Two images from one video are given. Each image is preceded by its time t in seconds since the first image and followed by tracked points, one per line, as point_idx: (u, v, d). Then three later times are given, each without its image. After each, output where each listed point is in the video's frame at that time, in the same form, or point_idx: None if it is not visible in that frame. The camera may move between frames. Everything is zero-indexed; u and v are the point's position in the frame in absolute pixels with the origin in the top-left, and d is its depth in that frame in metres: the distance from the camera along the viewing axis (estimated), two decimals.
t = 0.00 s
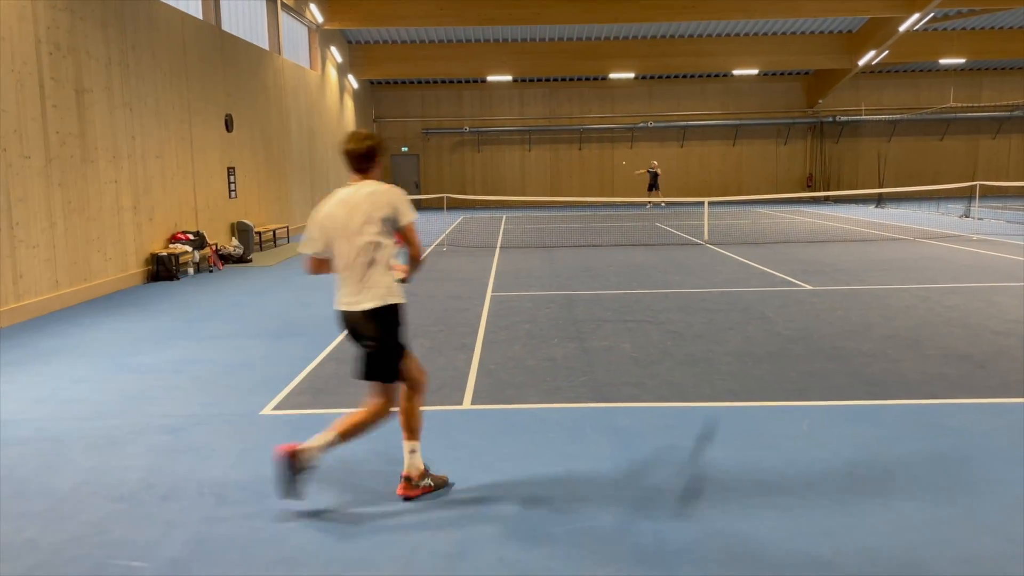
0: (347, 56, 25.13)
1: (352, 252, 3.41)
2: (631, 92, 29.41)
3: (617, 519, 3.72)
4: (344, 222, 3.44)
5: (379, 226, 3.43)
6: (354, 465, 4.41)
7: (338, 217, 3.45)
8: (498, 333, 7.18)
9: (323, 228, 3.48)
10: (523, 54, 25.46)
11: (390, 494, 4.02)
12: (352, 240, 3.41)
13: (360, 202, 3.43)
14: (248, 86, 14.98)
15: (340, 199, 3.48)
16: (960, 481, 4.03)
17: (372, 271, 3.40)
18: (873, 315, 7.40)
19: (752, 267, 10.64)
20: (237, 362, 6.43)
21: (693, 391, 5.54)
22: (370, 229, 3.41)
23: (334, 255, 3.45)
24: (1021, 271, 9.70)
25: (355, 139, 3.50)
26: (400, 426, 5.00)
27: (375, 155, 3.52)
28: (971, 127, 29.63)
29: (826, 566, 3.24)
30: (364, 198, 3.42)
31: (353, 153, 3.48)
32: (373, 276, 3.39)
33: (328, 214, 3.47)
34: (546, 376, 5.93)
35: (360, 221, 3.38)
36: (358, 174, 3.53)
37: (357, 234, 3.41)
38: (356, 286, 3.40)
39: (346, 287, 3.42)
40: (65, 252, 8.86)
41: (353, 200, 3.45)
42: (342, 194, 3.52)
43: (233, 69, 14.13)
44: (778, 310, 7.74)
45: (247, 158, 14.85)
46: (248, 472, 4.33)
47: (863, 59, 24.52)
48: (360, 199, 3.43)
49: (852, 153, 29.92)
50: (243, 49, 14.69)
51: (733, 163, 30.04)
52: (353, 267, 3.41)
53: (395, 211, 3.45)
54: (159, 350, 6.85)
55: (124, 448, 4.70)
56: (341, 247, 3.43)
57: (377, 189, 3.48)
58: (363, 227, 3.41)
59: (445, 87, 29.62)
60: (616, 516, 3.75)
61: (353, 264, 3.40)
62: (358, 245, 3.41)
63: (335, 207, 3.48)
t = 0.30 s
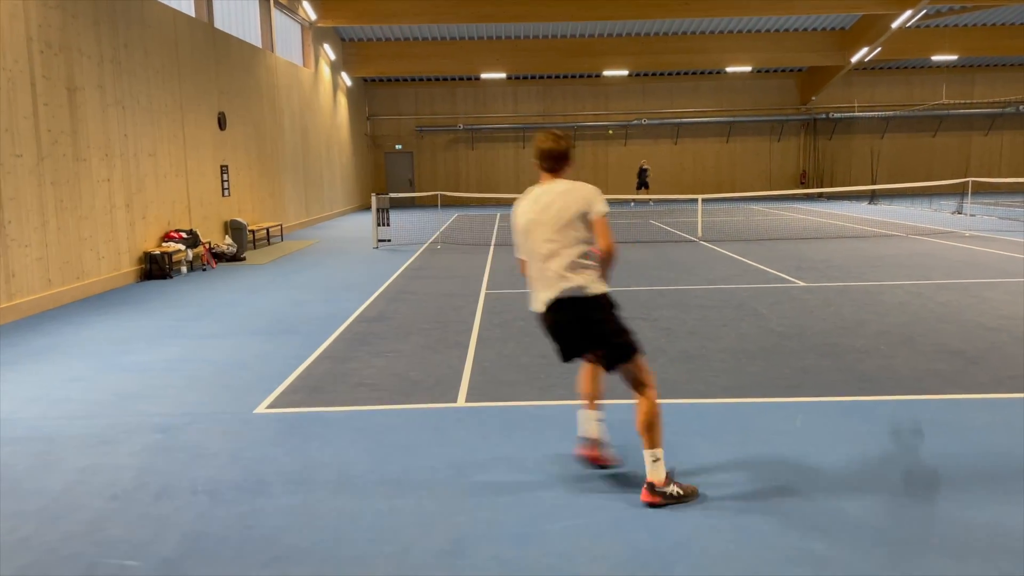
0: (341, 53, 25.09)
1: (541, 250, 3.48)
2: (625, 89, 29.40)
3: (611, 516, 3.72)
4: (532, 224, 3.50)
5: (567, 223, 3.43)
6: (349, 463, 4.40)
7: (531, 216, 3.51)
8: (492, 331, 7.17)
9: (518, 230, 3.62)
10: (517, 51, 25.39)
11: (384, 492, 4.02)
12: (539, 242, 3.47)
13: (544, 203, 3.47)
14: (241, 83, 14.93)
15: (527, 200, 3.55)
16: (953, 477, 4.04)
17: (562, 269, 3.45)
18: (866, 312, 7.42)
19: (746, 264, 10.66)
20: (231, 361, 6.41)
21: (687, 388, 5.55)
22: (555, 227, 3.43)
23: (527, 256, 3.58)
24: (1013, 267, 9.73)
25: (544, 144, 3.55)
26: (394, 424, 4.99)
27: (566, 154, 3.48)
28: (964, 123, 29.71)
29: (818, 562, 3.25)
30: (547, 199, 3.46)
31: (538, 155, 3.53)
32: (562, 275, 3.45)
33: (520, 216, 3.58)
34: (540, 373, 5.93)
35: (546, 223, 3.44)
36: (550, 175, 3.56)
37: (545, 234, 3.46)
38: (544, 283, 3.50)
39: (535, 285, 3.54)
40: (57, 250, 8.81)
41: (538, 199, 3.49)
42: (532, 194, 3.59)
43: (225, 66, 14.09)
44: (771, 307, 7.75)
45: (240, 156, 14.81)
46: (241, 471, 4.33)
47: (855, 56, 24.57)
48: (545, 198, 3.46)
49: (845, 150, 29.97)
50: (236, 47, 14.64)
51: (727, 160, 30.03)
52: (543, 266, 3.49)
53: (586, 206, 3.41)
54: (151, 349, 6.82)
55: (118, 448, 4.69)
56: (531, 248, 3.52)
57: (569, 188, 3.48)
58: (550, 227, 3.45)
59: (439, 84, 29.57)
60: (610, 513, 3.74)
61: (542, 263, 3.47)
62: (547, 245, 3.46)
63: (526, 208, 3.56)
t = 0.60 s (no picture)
0: (333, 51, 25.05)
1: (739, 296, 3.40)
2: (618, 86, 29.43)
3: (606, 512, 3.73)
4: (718, 275, 3.38)
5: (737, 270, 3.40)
6: (342, 461, 4.39)
7: (698, 274, 3.38)
8: (485, 328, 7.17)
9: (691, 289, 3.40)
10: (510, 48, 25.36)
11: (378, 490, 4.02)
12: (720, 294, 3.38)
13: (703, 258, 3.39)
14: (233, 81, 14.89)
15: (696, 255, 3.37)
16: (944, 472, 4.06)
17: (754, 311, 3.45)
18: (859, 308, 7.45)
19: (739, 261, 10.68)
20: (224, 359, 6.39)
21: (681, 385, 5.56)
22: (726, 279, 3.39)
23: (715, 310, 3.40)
24: (1005, 263, 9.78)
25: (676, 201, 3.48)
26: (387, 422, 4.99)
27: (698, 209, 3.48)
28: (956, 120, 29.82)
29: (811, 556, 3.27)
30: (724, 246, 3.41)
31: (690, 211, 3.44)
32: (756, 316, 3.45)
33: (695, 274, 3.38)
34: (534, 371, 5.93)
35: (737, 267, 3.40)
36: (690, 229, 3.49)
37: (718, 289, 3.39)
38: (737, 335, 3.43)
39: (736, 335, 3.41)
40: (48, 249, 8.77)
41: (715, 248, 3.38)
42: (684, 252, 3.41)
43: (217, 64, 14.05)
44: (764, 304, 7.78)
45: (232, 154, 14.76)
46: (234, 469, 4.32)
47: (847, 54, 24.66)
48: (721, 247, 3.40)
49: (837, 147, 30.06)
50: (228, 45, 14.60)
51: (720, 158, 30.08)
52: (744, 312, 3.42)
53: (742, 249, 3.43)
54: (144, 348, 6.80)
55: (109, 447, 4.67)
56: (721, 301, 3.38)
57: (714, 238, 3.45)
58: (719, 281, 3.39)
59: (431, 82, 29.54)
60: (604, 509, 3.75)
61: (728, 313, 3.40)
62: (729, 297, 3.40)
63: (680, 265, 3.41)
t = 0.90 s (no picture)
0: (327, 49, 25.00)
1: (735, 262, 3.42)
2: (613, 84, 29.43)
3: (601, 509, 3.73)
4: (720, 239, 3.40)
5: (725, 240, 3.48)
6: (338, 459, 4.40)
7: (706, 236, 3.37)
8: (481, 326, 7.18)
9: (701, 250, 3.35)
10: (505, 46, 25.36)
11: (375, 487, 4.02)
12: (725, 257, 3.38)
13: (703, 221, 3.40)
14: (227, 79, 14.87)
15: (699, 219, 3.40)
16: (938, 467, 4.08)
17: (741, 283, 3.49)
18: (854, 305, 7.47)
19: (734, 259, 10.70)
20: (220, 358, 6.39)
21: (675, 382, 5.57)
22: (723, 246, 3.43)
23: (717, 273, 3.36)
24: (998, 259, 9.82)
25: (662, 164, 3.47)
26: (383, 420, 4.99)
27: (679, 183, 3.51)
28: (950, 117, 29.89)
29: (805, 553, 3.27)
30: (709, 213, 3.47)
31: (682, 174, 3.45)
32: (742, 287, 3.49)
33: (701, 236, 3.36)
34: (530, 369, 5.94)
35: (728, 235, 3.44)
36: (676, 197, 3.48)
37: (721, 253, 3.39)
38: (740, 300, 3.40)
39: (740, 302, 3.36)
40: (43, 248, 8.74)
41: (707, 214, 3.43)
42: (679, 214, 3.39)
43: (211, 62, 14.02)
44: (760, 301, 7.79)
45: (227, 152, 14.74)
46: (231, 467, 4.32)
47: (842, 51, 24.71)
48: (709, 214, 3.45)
49: (831, 144, 30.09)
50: (223, 43, 14.58)
51: (715, 155, 30.10)
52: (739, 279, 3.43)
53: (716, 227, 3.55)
54: (139, 347, 6.79)
55: (105, 446, 4.66)
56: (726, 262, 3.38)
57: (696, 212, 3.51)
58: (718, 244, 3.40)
59: (426, 80, 29.50)
60: (600, 506, 3.76)
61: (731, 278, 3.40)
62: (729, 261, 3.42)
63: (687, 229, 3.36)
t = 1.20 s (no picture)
0: (324, 47, 24.96)
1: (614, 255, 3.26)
2: (610, 82, 29.42)
3: (600, 506, 3.73)
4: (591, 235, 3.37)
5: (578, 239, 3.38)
6: (337, 458, 4.39)
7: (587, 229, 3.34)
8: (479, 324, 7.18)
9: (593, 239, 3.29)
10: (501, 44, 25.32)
11: (374, 486, 4.02)
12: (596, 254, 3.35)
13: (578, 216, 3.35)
14: (224, 77, 14.85)
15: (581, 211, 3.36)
16: (936, 464, 4.09)
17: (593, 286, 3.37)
18: (852, 302, 7.47)
19: (732, 256, 10.71)
20: (218, 357, 6.38)
21: (674, 379, 5.58)
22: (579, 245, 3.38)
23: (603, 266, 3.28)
24: (995, 256, 9.84)
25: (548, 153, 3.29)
26: (382, 418, 4.99)
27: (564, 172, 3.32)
28: (947, 114, 29.93)
29: (804, 548, 3.29)
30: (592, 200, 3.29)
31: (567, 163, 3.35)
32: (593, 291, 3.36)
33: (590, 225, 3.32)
34: (528, 366, 5.94)
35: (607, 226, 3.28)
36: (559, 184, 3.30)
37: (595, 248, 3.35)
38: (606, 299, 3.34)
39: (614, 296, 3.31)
40: (40, 248, 8.74)
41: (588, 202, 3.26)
42: (559, 201, 3.21)
43: (208, 60, 14.00)
44: (758, 298, 7.79)
45: (225, 151, 14.73)
46: (231, 466, 4.32)
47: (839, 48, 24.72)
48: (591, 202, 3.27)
49: (828, 141, 30.10)
50: (220, 41, 14.57)
51: (712, 152, 30.12)
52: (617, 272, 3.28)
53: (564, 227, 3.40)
54: (137, 345, 6.79)
55: (104, 445, 4.67)
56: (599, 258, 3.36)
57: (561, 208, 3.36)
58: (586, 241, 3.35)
59: (423, 77, 29.46)
60: (599, 504, 3.76)
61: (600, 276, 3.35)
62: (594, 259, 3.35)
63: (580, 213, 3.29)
